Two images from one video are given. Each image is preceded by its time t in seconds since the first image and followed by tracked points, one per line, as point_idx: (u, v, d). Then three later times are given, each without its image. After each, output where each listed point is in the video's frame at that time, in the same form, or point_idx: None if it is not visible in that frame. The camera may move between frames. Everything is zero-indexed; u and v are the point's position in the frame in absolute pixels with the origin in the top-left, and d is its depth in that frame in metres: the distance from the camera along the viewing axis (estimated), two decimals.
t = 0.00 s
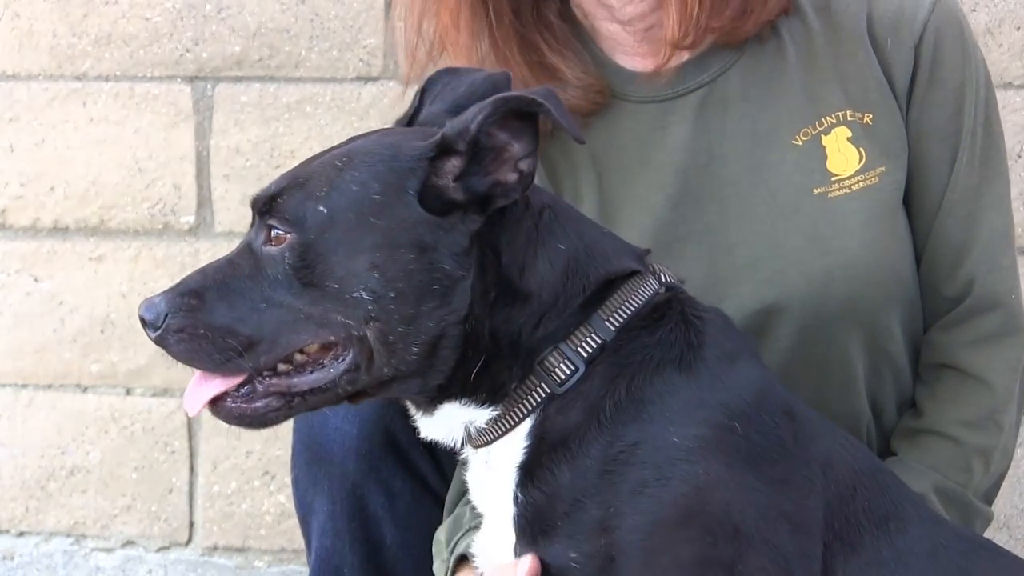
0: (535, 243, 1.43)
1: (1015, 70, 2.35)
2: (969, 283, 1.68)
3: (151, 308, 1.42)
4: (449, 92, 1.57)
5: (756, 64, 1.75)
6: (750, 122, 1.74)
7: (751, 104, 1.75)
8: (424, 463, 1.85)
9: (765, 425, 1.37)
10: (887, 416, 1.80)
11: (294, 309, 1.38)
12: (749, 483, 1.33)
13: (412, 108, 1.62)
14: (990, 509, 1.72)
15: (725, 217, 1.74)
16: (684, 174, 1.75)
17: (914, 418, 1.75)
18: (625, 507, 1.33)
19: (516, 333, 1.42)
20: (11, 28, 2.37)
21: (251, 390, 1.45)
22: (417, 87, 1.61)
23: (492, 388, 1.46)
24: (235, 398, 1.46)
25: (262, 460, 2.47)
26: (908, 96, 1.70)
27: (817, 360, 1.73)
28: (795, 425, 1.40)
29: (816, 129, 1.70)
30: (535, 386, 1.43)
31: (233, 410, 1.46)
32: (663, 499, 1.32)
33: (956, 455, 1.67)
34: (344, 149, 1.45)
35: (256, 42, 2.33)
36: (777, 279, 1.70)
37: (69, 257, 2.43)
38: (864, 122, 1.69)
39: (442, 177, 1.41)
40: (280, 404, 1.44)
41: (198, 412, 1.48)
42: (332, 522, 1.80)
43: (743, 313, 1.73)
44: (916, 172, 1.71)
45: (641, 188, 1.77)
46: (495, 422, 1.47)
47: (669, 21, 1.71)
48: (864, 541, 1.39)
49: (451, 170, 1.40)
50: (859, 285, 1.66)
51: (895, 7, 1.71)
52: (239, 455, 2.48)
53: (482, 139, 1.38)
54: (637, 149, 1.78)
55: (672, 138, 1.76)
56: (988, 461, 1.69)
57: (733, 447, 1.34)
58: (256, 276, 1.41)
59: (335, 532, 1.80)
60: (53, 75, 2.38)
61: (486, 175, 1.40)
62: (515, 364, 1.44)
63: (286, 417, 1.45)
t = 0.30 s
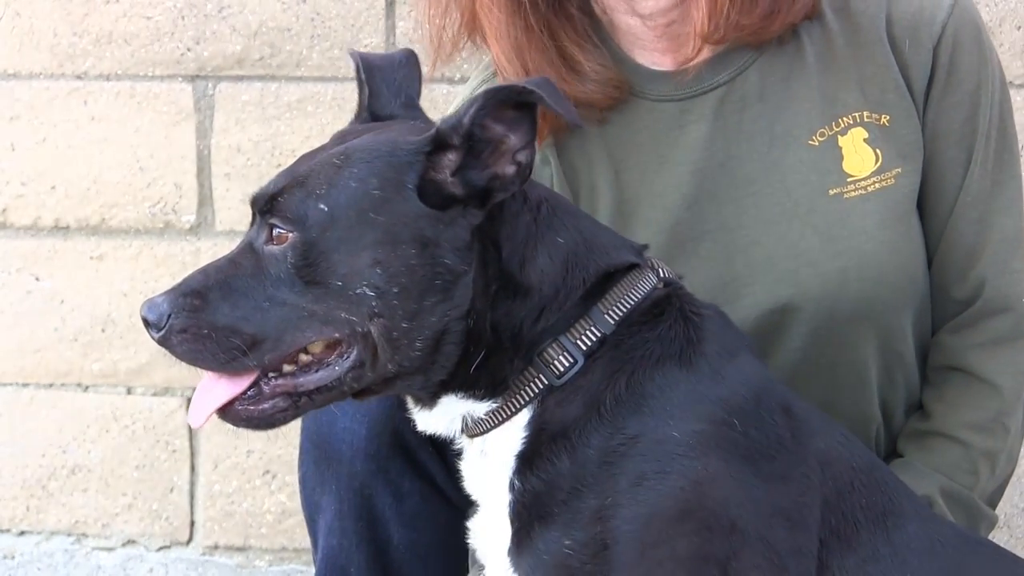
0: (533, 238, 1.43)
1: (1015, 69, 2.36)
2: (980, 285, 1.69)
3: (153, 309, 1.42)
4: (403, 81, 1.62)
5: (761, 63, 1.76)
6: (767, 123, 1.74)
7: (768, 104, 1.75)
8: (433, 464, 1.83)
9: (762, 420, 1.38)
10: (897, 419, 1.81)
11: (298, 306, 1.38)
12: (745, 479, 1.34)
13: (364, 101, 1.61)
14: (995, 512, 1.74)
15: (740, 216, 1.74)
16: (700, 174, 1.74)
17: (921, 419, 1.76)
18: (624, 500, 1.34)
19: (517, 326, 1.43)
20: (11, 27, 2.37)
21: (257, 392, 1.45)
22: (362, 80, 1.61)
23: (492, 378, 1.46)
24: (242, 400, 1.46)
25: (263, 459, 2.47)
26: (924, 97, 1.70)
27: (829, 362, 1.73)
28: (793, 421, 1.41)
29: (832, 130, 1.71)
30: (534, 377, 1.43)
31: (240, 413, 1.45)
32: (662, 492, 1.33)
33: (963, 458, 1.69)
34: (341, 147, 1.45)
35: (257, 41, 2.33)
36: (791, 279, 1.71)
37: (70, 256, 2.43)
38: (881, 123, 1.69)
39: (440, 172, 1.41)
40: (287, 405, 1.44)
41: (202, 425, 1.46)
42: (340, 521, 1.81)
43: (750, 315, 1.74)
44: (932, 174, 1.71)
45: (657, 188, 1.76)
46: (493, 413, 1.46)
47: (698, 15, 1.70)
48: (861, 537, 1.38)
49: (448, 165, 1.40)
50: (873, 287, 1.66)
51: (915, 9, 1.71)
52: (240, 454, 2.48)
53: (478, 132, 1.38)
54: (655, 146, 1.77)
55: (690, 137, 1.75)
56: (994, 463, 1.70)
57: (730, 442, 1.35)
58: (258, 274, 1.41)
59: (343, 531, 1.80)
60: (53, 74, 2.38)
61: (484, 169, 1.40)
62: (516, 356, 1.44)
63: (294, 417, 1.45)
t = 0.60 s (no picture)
0: (524, 238, 1.43)
1: (1016, 70, 2.35)
2: (986, 289, 1.69)
3: (143, 336, 1.43)
4: (387, 91, 1.62)
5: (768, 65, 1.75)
6: (774, 125, 1.74)
7: (776, 106, 1.75)
8: (433, 460, 1.83)
9: (761, 420, 1.38)
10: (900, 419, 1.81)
11: (284, 323, 1.39)
12: (740, 474, 1.34)
13: (347, 114, 1.61)
14: (996, 515, 1.73)
15: (746, 218, 1.74)
16: (708, 174, 1.74)
17: (924, 422, 1.76)
18: (624, 493, 1.34)
19: (510, 324, 1.42)
20: (11, 28, 2.37)
21: (255, 412, 1.46)
22: (345, 93, 1.61)
23: (484, 380, 1.46)
24: (240, 420, 1.47)
25: (262, 460, 2.47)
26: (932, 99, 1.71)
27: (833, 366, 1.74)
28: (789, 419, 1.41)
29: (839, 132, 1.70)
30: (529, 371, 1.42)
31: (239, 434, 1.46)
32: (661, 486, 1.32)
33: (967, 461, 1.68)
34: (319, 161, 1.45)
35: (256, 42, 2.33)
36: (796, 280, 1.70)
37: (70, 257, 2.43)
38: (888, 126, 1.69)
39: (418, 181, 1.41)
40: (285, 422, 1.45)
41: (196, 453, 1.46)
42: (339, 516, 1.80)
43: (750, 321, 1.75)
44: (938, 176, 1.71)
45: (663, 189, 1.77)
46: (489, 410, 1.46)
47: (716, 16, 1.71)
48: (858, 536, 1.38)
49: (426, 173, 1.40)
50: (876, 289, 1.66)
51: (925, 10, 1.71)
52: (239, 456, 2.48)
53: (455, 139, 1.38)
54: (662, 148, 1.77)
55: (697, 139, 1.76)
56: (996, 467, 1.70)
57: (728, 440, 1.35)
58: (244, 293, 1.41)
59: (342, 526, 1.79)
60: (53, 75, 2.38)
61: (463, 175, 1.40)
62: (511, 352, 1.43)
63: (292, 434, 1.46)
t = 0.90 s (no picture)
0: (527, 235, 1.44)
1: (1015, 69, 2.35)
2: (974, 284, 1.70)
3: (149, 331, 1.43)
4: (392, 89, 1.61)
5: (747, 66, 1.78)
6: (756, 125, 1.76)
7: (756, 106, 1.77)
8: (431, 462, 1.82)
9: (770, 415, 1.38)
10: (889, 414, 1.82)
11: (291, 319, 1.39)
12: (749, 473, 1.34)
13: (355, 112, 1.62)
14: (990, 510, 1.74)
15: (732, 219, 1.76)
16: (690, 175, 1.77)
17: (916, 418, 1.77)
18: (633, 486, 1.33)
19: (517, 321, 1.42)
20: (11, 28, 2.37)
21: (261, 408, 1.46)
22: (354, 90, 1.62)
23: (493, 378, 1.46)
24: (246, 418, 1.46)
25: (262, 460, 2.47)
26: (914, 98, 1.72)
27: (823, 365, 1.74)
28: (798, 415, 1.41)
29: (821, 131, 1.72)
30: (537, 367, 1.42)
31: (245, 430, 1.46)
32: (671, 482, 1.32)
33: (959, 456, 1.69)
34: (326, 158, 1.45)
35: (256, 41, 2.33)
36: (782, 281, 1.72)
37: (69, 257, 2.43)
38: (870, 124, 1.70)
39: (426, 178, 1.41)
40: (290, 418, 1.44)
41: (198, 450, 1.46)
42: (337, 520, 1.82)
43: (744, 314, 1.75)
44: (922, 173, 1.73)
45: (645, 192, 1.79)
46: (496, 406, 1.46)
47: (694, 22, 1.73)
48: (867, 533, 1.39)
49: (435, 171, 1.40)
50: (862, 285, 1.67)
51: (904, 8, 1.72)
52: (239, 455, 2.47)
53: (465, 137, 1.39)
54: (645, 149, 1.80)
55: (678, 140, 1.78)
56: (989, 463, 1.71)
57: (738, 436, 1.35)
58: (251, 289, 1.42)
59: (340, 530, 1.81)
60: (53, 74, 2.38)
61: (471, 172, 1.40)
62: (517, 349, 1.43)
63: (298, 431, 1.45)
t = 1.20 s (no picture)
0: (523, 244, 1.44)
1: (1014, 69, 2.35)
2: (967, 279, 1.71)
3: (143, 340, 1.43)
4: (402, 96, 1.61)
5: (733, 66, 1.79)
6: (744, 123, 1.77)
7: (745, 104, 1.78)
8: (427, 463, 1.83)
9: (765, 419, 1.39)
10: (884, 410, 1.82)
11: (287, 328, 1.39)
12: (746, 476, 1.34)
13: (367, 121, 1.63)
14: (988, 508, 1.75)
15: (724, 218, 1.76)
16: (679, 173, 1.77)
17: (912, 416, 1.78)
18: (629, 499, 1.34)
19: (513, 330, 1.42)
20: (10, 27, 2.37)
21: (256, 418, 1.46)
22: (366, 100, 1.63)
23: (491, 388, 1.46)
24: (241, 428, 1.46)
25: (262, 459, 2.47)
26: (903, 94, 1.72)
27: (819, 363, 1.75)
28: (793, 417, 1.41)
29: (810, 129, 1.73)
30: (533, 376, 1.43)
31: (240, 441, 1.45)
32: (668, 489, 1.33)
33: (953, 453, 1.70)
34: (321, 168, 1.45)
35: (256, 41, 2.33)
36: (774, 279, 1.72)
37: (69, 256, 2.43)
38: (858, 121, 1.71)
39: (422, 188, 1.41)
40: (285, 428, 1.45)
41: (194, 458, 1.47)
42: (336, 524, 1.81)
43: (734, 312, 1.75)
44: (912, 169, 1.73)
45: (635, 192, 1.79)
46: (494, 416, 1.46)
47: (677, 25, 1.74)
48: (864, 534, 1.39)
49: (431, 181, 1.40)
50: (850, 297, 1.69)
51: (892, 5, 1.73)
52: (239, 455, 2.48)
53: (461, 147, 1.39)
54: (634, 148, 1.80)
55: (667, 139, 1.78)
56: (986, 459, 1.71)
57: (733, 439, 1.36)
58: (245, 298, 1.41)
59: (339, 534, 1.81)
60: (53, 74, 2.38)
61: (467, 182, 1.41)
62: (514, 358, 1.43)
63: (293, 440, 1.46)
